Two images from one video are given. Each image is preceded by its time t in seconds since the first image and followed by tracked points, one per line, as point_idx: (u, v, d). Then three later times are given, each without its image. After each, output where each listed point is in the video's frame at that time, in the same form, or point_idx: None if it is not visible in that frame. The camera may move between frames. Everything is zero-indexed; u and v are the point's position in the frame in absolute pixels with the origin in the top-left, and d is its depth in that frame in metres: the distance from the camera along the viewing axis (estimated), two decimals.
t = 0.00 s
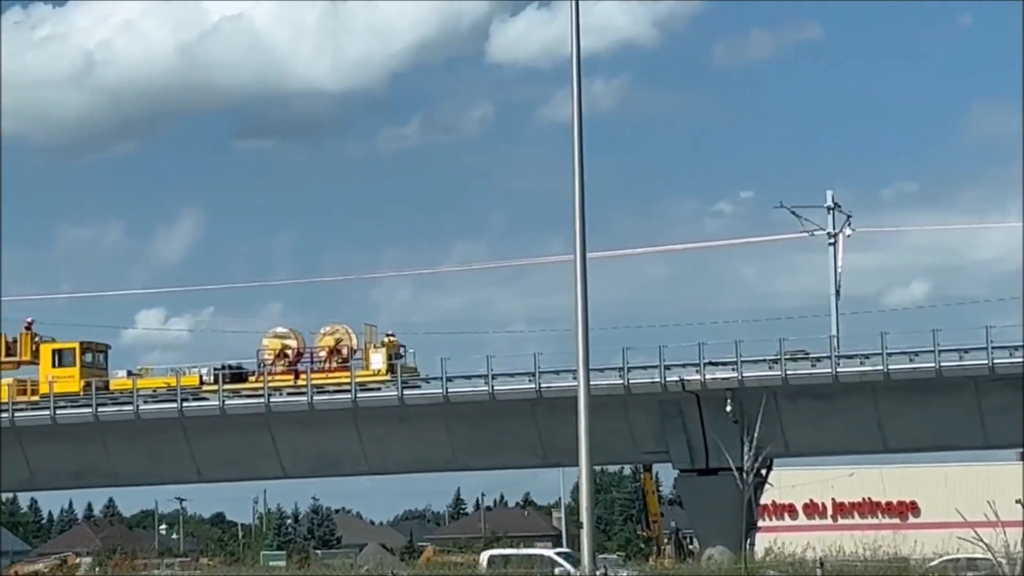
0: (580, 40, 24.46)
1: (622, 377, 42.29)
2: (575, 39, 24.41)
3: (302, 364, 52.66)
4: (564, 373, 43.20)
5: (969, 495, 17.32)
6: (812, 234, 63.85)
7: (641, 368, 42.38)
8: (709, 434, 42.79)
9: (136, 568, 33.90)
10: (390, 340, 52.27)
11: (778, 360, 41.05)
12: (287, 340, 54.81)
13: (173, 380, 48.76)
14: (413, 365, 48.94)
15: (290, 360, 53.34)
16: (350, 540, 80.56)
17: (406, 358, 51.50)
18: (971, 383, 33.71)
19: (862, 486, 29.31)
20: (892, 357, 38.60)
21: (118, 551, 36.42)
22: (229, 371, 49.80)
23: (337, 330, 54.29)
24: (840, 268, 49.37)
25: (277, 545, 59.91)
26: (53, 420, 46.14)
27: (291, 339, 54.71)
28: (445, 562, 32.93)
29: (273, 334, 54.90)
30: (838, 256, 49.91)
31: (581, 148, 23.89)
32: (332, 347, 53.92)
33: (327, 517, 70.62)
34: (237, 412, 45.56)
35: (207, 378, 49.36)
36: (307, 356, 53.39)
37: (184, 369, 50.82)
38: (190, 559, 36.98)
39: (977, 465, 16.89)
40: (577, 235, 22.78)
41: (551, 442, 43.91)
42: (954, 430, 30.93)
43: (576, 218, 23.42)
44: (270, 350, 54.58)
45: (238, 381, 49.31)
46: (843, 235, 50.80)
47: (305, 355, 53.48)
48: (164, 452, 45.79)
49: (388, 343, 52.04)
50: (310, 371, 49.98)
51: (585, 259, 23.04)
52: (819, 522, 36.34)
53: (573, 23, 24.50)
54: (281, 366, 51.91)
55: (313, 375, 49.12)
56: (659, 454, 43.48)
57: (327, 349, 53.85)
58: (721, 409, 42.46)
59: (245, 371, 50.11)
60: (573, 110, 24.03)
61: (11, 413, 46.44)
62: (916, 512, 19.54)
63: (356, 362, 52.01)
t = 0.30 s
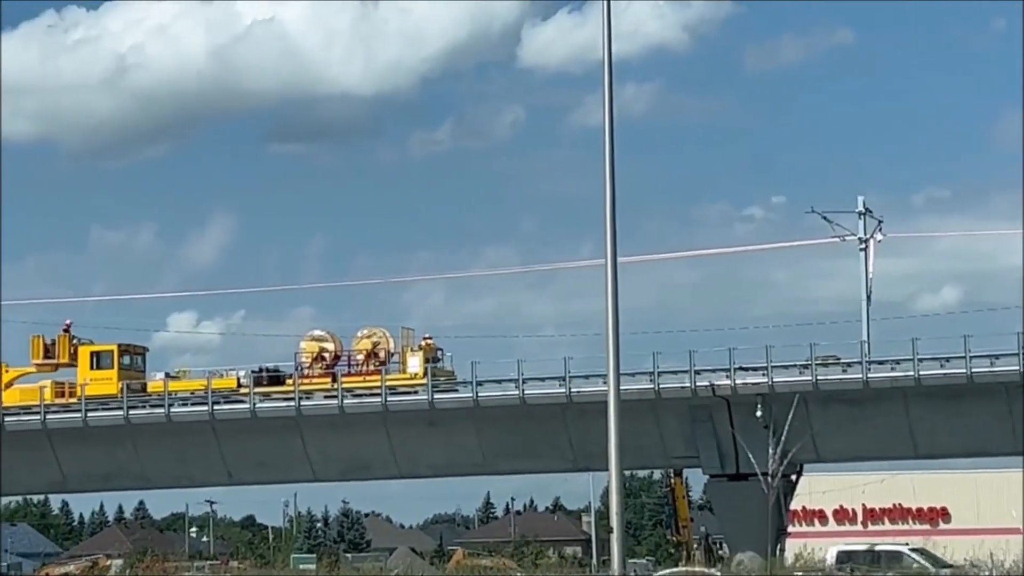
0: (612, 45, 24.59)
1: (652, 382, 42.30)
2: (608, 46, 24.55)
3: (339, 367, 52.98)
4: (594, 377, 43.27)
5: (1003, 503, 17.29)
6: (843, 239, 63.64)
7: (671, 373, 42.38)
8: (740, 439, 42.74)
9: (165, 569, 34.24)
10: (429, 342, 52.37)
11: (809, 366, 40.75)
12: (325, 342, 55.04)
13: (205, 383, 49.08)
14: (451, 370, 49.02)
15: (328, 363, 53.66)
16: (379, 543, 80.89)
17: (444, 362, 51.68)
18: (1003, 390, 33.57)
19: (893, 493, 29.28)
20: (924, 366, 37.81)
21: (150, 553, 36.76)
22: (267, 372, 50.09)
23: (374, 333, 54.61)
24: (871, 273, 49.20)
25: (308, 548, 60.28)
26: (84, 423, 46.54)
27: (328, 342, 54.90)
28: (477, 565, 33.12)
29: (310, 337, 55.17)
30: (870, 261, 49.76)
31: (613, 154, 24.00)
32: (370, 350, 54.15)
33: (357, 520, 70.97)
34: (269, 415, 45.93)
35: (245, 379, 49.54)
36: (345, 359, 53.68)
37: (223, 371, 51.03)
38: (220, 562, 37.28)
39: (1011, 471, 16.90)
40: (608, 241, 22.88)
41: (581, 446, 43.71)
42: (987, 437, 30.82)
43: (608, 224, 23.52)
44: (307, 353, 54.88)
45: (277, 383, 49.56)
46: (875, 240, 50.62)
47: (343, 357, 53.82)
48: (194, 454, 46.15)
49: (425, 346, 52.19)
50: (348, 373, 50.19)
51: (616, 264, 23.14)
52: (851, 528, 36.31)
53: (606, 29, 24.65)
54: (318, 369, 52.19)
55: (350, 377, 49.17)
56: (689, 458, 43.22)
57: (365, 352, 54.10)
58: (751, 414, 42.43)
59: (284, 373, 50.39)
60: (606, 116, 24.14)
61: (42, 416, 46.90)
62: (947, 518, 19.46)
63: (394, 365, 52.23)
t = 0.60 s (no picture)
0: (641, 48, 24.67)
1: (680, 387, 42.30)
2: (636, 49, 24.63)
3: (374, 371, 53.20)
4: (622, 382, 43.30)
5: None
6: (872, 243, 63.46)
7: (700, 378, 42.38)
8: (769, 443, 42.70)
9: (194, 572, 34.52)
10: (463, 347, 52.46)
11: (838, 371, 40.62)
12: (360, 346, 55.22)
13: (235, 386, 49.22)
14: (484, 373, 49.00)
15: (363, 367, 53.92)
16: (408, 547, 81.23)
17: (480, 366, 51.79)
18: None
19: (922, 497, 29.17)
20: (953, 370, 38.18)
21: (179, 557, 36.99)
22: (302, 376, 50.22)
23: (410, 338, 54.78)
24: (901, 278, 49.07)
25: (336, 552, 60.54)
26: (113, 426, 46.94)
27: (363, 345, 55.08)
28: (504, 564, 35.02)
29: (345, 341, 55.35)
30: (899, 265, 49.65)
31: (642, 157, 24.07)
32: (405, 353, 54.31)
33: (384, 525, 71.25)
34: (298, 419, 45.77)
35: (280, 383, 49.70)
36: (380, 362, 53.91)
37: (259, 374, 51.13)
38: (248, 564, 37.48)
39: None
40: (637, 245, 22.95)
41: (609, 451, 43.78)
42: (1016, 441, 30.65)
43: (637, 228, 23.59)
44: (342, 356, 55.09)
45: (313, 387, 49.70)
46: (904, 245, 50.47)
47: (378, 361, 54.03)
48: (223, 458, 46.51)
49: (460, 350, 52.30)
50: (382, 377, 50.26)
51: (644, 268, 23.22)
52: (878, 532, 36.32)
53: (634, 32, 24.73)
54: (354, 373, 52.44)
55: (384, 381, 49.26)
56: (718, 463, 43.23)
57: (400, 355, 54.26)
58: (780, 419, 42.38)
59: (318, 376, 50.54)
60: (635, 120, 24.22)
61: (71, 419, 47.19)
62: (976, 523, 19.37)
63: (429, 369, 52.40)
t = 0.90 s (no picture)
0: (664, 52, 24.82)
1: (705, 391, 42.19)
2: (661, 53, 24.78)
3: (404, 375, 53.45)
4: (647, 387, 43.34)
5: None
6: (897, 248, 63.38)
7: (724, 382, 42.32)
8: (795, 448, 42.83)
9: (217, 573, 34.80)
10: (495, 350, 52.63)
11: (864, 375, 40.56)
12: (391, 349, 55.42)
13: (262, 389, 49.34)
14: (514, 377, 49.00)
15: (394, 370, 54.17)
16: (432, 551, 81.49)
17: (510, 369, 51.95)
18: None
19: (947, 502, 29.17)
20: (979, 375, 38.06)
21: (206, 560, 37.26)
22: (333, 380, 50.42)
23: (441, 342, 55.00)
24: (926, 282, 49.01)
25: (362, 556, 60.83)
26: (139, 430, 46.95)
27: (394, 349, 55.29)
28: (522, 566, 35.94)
29: (376, 344, 55.59)
30: (924, 269, 49.59)
31: (667, 161, 24.21)
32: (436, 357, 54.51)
33: (409, 529, 71.54)
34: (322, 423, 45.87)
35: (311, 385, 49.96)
36: (411, 366, 54.16)
37: (289, 379, 51.29)
38: (275, 567, 37.72)
39: None
40: (662, 249, 23.09)
41: (634, 456, 43.91)
42: None
43: (661, 231, 23.75)
44: (374, 359, 55.31)
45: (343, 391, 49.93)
46: (929, 249, 50.40)
47: (409, 364, 54.27)
48: (248, 462, 47.03)
49: (492, 354, 52.43)
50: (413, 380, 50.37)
51: (669, 272, 23.35)
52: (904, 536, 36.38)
53: (658, 36, 24.88)
54: (385, 376, 52.70)
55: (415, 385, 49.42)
56: (743, 468, 43.42)
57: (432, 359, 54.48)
58: (805, 424, 42.42)
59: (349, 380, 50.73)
60: (660, 124, 24.37)
61: (97, 423, 47.56)
62: (1001, 527, 19.42)
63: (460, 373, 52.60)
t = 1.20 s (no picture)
0: (685, 55, 24.89)
1: (726, 396, 42.09)
2: (682, 57, 24.85)
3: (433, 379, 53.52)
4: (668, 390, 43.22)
5: None
6: (919, 251, 63.22)
7: (746, 387, 42.22)
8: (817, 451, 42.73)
9: None
10: (523, 354, 52.63)
11: (885, 379, 40.55)
12: (419, 353, 55.49)
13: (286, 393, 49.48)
14: (540, 380, 48.93)
15: (422, 374, 54.25)
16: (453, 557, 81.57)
17: (538, 373, 51.98)
18: None
19: (971, 506, 29.09)
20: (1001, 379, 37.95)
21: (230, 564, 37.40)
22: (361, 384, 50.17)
23: (469, 345, 55.07)
24: (948, 286, 48.88)
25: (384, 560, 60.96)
26: (161, 435, 47.54)
27: (422, 353, 55.38)
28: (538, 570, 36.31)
29: (404, 348, 55.69)
30: (946, 273, 49.45)
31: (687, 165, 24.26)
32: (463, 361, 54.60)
33: (431, 533, 71.65)
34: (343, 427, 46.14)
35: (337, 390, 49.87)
36: (438, 370, 54.25)
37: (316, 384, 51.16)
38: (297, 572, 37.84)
39: None
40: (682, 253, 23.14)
41: (656, 461, 43.79)
42: None
43: (682, 234, 23.81)
44: (401, 364, 55.40)
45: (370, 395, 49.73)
46: (951, 252, 50.26)
47: (437, 369, 54.34)
48: (270, 466, 47.25)
49: (520, 357, 52.43)
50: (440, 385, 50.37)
51: (690, 276, 23.39)
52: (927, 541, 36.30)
53: (678, 39, 24.96)
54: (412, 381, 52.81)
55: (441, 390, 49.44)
56: (765, 472, 43.19)
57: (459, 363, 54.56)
58: (827, 427, 42.29)
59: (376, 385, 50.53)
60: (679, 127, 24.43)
61: (119, 428, 47.88)
62: None
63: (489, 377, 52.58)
